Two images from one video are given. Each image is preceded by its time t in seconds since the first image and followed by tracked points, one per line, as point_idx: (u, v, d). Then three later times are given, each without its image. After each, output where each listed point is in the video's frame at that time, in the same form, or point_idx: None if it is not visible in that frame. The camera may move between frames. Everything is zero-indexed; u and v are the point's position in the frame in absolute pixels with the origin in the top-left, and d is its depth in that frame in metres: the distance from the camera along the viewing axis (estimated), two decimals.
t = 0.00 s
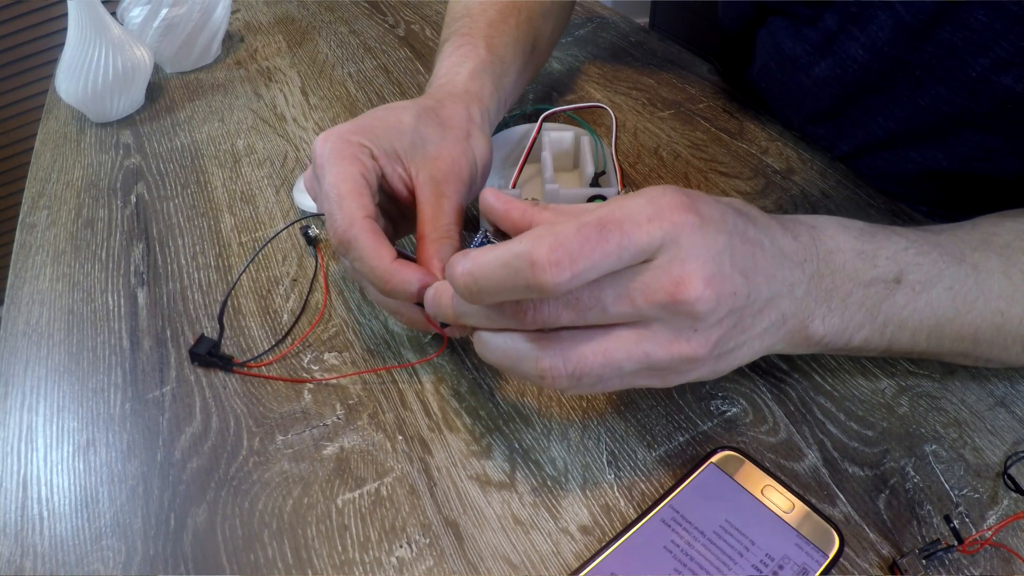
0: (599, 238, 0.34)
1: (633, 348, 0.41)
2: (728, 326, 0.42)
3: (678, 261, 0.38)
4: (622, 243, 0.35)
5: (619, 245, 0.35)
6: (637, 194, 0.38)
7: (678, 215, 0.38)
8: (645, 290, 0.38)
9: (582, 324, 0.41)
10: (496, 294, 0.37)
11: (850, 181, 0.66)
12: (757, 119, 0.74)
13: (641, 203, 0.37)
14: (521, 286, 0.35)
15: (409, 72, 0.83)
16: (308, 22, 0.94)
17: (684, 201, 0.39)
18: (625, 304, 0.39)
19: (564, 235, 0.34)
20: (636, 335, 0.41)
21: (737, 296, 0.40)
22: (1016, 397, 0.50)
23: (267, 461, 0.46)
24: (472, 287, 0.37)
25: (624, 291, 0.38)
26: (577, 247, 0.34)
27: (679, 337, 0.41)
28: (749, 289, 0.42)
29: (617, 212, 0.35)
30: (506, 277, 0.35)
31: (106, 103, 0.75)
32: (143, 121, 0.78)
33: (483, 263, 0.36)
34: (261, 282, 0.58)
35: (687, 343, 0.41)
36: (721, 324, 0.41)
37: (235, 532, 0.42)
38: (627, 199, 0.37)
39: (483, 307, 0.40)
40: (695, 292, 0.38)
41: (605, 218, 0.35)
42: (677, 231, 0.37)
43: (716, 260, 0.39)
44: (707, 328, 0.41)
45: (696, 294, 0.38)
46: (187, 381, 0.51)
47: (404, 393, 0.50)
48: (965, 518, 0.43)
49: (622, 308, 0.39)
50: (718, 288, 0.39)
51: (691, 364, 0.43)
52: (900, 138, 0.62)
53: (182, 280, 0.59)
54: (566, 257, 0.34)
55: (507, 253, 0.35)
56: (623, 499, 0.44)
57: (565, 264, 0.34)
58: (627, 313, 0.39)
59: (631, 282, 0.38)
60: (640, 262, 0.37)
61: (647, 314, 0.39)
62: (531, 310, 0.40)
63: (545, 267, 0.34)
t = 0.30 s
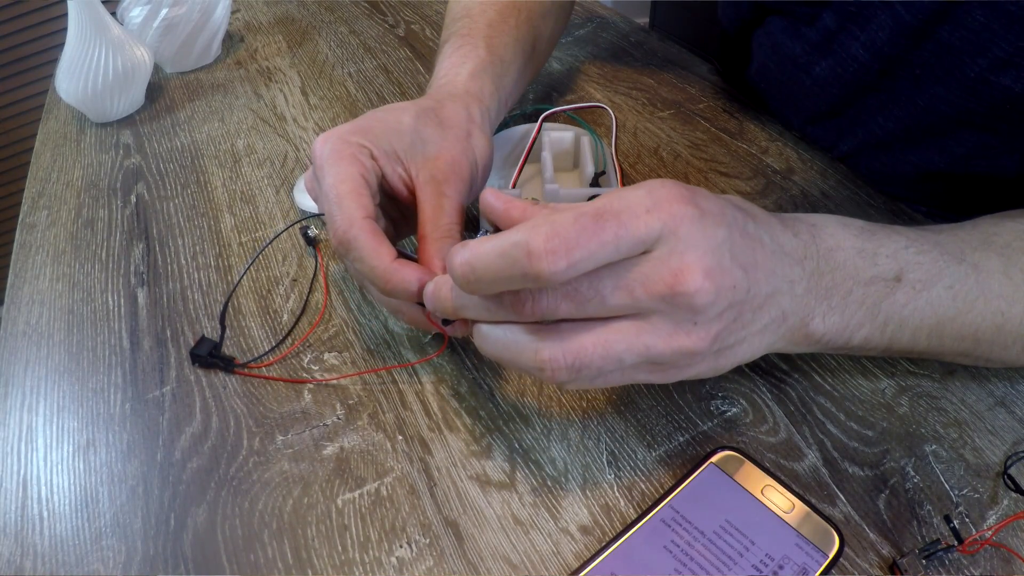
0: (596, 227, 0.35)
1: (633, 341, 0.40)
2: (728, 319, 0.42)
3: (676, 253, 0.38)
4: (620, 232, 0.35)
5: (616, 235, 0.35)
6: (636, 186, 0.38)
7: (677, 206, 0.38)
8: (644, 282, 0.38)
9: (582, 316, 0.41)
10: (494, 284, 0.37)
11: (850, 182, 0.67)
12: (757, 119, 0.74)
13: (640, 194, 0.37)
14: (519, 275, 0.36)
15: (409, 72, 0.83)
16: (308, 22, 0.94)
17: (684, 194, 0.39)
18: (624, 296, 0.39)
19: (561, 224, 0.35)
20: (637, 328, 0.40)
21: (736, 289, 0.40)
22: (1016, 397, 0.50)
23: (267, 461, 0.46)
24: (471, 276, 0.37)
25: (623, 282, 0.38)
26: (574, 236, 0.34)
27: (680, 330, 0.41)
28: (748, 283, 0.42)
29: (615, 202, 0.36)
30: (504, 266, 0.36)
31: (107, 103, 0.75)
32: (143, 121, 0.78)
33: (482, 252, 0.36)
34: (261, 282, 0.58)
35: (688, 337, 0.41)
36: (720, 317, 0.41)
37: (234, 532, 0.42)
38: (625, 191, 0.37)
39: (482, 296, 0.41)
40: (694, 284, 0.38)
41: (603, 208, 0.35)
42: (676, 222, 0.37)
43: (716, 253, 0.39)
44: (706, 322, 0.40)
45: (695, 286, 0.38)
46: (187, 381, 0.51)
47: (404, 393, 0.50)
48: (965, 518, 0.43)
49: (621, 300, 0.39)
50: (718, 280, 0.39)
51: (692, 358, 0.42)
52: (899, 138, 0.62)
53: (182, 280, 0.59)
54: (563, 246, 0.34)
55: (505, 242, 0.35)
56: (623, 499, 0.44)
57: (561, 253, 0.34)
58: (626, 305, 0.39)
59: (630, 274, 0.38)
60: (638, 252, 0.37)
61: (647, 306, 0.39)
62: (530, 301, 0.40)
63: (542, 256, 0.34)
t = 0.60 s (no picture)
0: (597, 224, 0.34)
1: (638, 345, 0.40)
2: (733, 320, 0.41)
3: (679, 254, 0.37)
4: (621, 230, 0.35)
5: (617, 234, 0.35)
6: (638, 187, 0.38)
7: (679, 206, 0.38)
8: (648, 284, 0.38)
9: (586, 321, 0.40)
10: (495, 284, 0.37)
11: (850, 181, 0.67)
12: (757, 119, 0.74)
13: (642, 194, 0.37)
14: (519, 274, 0.36)
15: (410, 72, 0.83)
16: (308, 22, 0.94)
17: (686, 194, 0.39)
18: (628, 299, 0.39)
19: (562, 221, 0.34)
20: (641, 333, 0.40)
21: (740, 290, 0.40)
22: (1016, 397, 0.50)
23: (267, 461, 0.46)
24: (471, 276, 0.37)
25: (626, 285, 0.38)
26: (574, 233, 0.34)
27: (685, 333, 0.40)
28: (751, 284, 0.41)
29: (616, 201, 0.36)
30: (504, 265, 0.36)
31: (107, 103, 0.75)
32: (143, 121, 0.78)
33: (481, 251, 0.36)
34: (261, 282, 0.58)
35: (693, 340, 0.40)
36: (725, 318, 0.41)
37: (235, 532, 0.42)
38: (626, 191, 0.37)
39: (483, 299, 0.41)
40: (698, 285, 0.37)
41: (604, 206, 0.35)
42: (677, 222, 0.37)
43: (719, 254, 0.39)
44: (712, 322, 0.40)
45: (700, 287, 0.37)
46: (187, 381, 0.51)
47: (404, 393, 0.50)
48: (965, 518, 0.43)
49: (625, 303, 0.39)
50: (721, 282, 0.39)
51: (699, 360, 0.42)
52: (898, 139, 0.62)
53: (181, 280, 0.59)
54: (563, 243, 0.34)
55: (504, 241, 0.35)
56: (623, 499, 0.44)
57: (562, 250, 0.34)
58: (631, 309, 0.39)
59: (634, 276, 0.38)
60: (640, 253, 0.37)
61: (651, 309, 0.39)
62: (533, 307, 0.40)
63: (543, 253, 0.34)
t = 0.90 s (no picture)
0: (563, 262, 0.37)
1: (621, 376, 0.42)
2: (719, 346, 0.42)
3: (652, 286, 0.39)
4: (588, 266, 0.37)
5: (585, 270, 0.37)
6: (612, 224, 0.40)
7: (649, 240, 0.39)
8: (625, 317, 0.39)
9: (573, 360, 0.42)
10: (478, 325, 0.39)
11: (849, 182, 0.67)
12: (757, 119, 0.74)
13: (612, 231, 0.39)
14: (495, 314, 0.38)
15: (410, 72, 0.84)
16: (308, 22, 0.94)
17: (659, 226, 0.40)
18: (610, 336, 0.39)
19: (531, 263, 0.37)
20: (624, 364, 0.42)
21: (723, 314, 0.40)
22: (1016, 397, 0.50)
23: (267, 461, 0.46)
24: (454, 318, 0.39)
25: (606, 321, 0.39)
26: (541, 271, 0.36)
27: (667, 362, 0.41)
28: (736, 307, 0.42)
29: (584, 240, 0.38)
30: (480, 306, 0.38)
31: (107, 103, 0.75)
32: (143, 121, 0.78)
33: (459, 293, 0.39)
34: (261, 282, 0.58)
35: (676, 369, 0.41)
36: (709, 343, 0.41)
37: (235, 532, 0.42)
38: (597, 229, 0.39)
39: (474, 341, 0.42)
40: (674, 317, 0.38)
41: (572, 245, 0.37)
42: (649, 256, 0.39)
43: (697, 282, 0.40)
44: (695, 349, 0.40)
45: (675, 316, 0.38)
46: (187, 380, 0.51)
47: (404, 394, 0.50)
48: (965, 518, 0.43)
49: (608, 340, 0.40)
50: (700, 312, 0.39)
51: (684, 386, 0.42)
52: (898, 138, 0.62)
53: (181, 280, 0.59)
54: (532, 281, 0.36)
55: (479, 283, 0.38)
56: (623, 499, 0.44)
57: (530, 288, 0.36)
58: (615, 345, 0.40)
59: (610, 311, 0.39)
60: (612, 287, 0.39)
61: (632, 343, 0.40)
62: (523, 353, 0.41)
63: (513, 292, 0.37)
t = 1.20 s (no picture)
0: (569, 306, 0.37)
1: (620, 400, 0.43)
2: (717, 371, 0.43)
3: (656, 321, 0.39)
4: (594, 307, 0.37)
5: (590, 311, 0.37)
6: (618, 255, 0.40)
7: (655, 274, 0.39)
8: (627, 351, 0.40)
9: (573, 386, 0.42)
10: (480, 360, 0.40)
11: (849, 182, 0.67)
12: (757, 120, 0.74)
13: (618, 266, 0.39)
14: (498, 352, 0.38)
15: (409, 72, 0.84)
16: (307, 22, 0.94)
17: (665, 258, 0.40)
18: (611, 367, 0.40)
19: (536, 305, 0.37)
20: (624, 390, 0.43)
21: (722, 343, 0.42)
22: (1017, 397, 0.50)
23: (267, 461, 0.46)
24: (456, 352, 0.40)
25: (608, 352, 0.40)
26: (546, 315, 0.36)
27: (667, 389, 0.42)
28: (736, 334, 0.43)
29: (590, 277, 0.38)
30: (485, 346, 0.38)
31: (107, 103, 0.75)
32: (143, 121, 0.78)
33: (465, 330, 0.39)
34: (261, 282, 0.58)
35: (675, 395, 0.43)
36: (708, 370, 0.42)
37: (235, 532, 0.42)
38: (602, 263, 0.39)
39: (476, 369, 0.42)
40: (676, 352, 0.39)
41: (578, 284, 0.37)
42: (653, 292, 0.39)
43: (699, 314, 0.41)
44: (693, 378, 0.42)
45: (677, 351, 0.39)
46: (187, 380, 0.51)
47: (404, 394, 0.50)
48: (965, 518, 0.43)
49: (609, 370, 0.40)
50: (700, 344, 0.40)
51: (684, 407, 0.44)
52: (899, 137, 0.62)
53: (181, 280, 0.59)
54: (537, 325, 0.36)
55: (484, 322, 0.38)
56: (623, 499, 0.44)
57: (535, 332, 0.36)
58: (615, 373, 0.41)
59: (613, 344, 0.40)
60: (616, 323, 0.39)
61: (633, 372, 0.41)
62: (523, 380, 0.42)
63: (519, 336, 0.37)
